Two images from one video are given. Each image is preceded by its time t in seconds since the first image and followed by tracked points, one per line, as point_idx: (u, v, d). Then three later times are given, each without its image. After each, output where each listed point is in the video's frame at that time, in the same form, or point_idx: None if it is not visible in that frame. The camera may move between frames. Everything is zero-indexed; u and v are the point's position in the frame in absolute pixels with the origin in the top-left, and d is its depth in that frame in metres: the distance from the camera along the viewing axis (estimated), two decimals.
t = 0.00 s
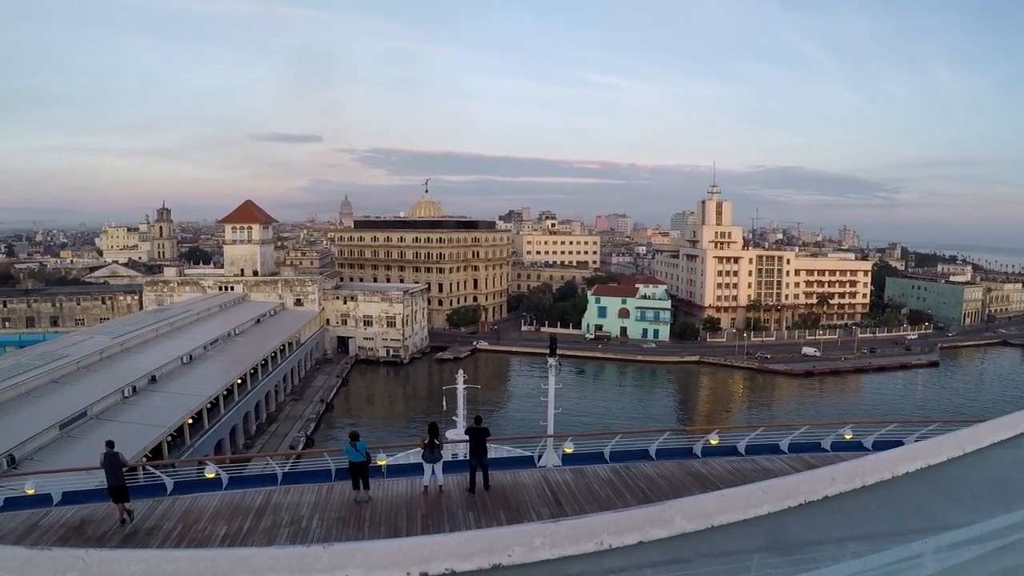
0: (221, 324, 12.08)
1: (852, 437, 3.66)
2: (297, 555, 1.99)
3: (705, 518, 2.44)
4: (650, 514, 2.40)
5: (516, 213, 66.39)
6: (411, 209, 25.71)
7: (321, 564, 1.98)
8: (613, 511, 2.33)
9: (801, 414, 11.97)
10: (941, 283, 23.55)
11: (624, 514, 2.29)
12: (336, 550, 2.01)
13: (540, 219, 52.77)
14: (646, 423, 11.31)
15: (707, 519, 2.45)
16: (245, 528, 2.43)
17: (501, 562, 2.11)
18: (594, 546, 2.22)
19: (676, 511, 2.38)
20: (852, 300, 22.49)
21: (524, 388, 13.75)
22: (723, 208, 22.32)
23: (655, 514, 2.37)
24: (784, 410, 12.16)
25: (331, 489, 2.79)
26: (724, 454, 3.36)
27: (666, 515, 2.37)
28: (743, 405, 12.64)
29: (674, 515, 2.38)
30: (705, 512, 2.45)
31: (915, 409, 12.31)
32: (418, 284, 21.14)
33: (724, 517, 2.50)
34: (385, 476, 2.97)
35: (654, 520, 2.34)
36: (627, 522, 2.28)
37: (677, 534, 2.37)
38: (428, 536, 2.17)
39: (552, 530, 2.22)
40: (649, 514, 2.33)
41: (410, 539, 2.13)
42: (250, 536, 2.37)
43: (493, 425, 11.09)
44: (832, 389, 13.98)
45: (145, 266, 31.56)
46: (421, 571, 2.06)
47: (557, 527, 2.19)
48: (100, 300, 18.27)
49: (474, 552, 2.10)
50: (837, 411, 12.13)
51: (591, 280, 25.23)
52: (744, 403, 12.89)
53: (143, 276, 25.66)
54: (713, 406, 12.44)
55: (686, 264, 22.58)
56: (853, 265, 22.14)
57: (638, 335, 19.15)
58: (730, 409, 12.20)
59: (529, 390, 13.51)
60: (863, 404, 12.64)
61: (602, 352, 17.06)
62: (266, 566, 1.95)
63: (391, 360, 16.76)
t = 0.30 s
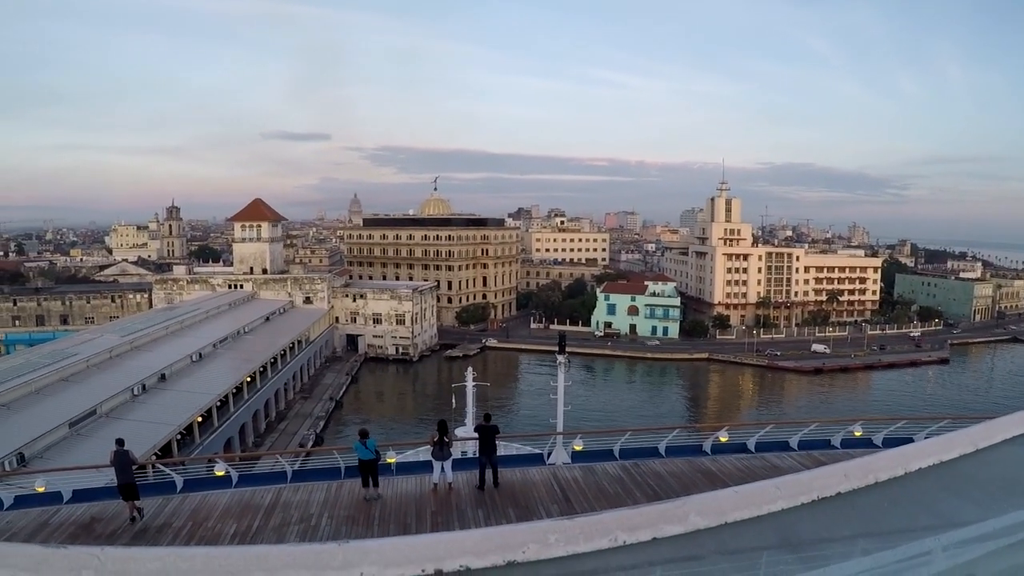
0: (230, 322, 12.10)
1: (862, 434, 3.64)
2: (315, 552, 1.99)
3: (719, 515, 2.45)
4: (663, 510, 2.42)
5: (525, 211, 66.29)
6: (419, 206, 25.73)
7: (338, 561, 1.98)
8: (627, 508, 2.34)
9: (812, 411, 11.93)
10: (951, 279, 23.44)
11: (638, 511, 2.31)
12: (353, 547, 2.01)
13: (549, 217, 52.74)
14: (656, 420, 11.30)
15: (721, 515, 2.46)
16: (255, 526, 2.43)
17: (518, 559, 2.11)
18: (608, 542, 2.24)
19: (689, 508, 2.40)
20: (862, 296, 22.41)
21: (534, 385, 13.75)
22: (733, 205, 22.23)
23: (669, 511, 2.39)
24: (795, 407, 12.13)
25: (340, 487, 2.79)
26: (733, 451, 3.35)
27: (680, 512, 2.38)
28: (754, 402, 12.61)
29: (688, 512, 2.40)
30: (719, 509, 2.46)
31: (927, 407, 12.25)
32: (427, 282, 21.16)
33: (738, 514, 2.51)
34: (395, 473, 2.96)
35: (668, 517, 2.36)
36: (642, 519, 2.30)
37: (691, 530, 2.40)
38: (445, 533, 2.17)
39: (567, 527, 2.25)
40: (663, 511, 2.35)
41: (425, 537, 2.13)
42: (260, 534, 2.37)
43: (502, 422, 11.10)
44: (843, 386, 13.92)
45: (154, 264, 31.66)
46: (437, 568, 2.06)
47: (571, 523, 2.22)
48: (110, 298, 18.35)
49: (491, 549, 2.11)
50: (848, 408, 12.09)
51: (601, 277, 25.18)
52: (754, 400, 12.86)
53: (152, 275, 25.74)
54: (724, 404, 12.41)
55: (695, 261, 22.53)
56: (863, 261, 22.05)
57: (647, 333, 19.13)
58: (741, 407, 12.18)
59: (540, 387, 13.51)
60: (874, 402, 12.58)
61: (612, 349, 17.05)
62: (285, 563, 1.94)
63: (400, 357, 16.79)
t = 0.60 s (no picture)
0: (239, 319, 12.14)
1: (869, 433, 3.63)
2: (320, 545, 2.08)
3: (726, 510, 2.47)
4: (672, 504, 2.44)
5: (534, 209, 66.24)
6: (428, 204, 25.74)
7: (342, 555, 2.07)
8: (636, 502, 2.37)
9: (820, 410, 11.89)
10: (960, 278, 23.36)
11: (645, 506, 2.33)
12: (357, 541, 2.08)
13: (558, 215, 52.77)
14: (664, 418, 11.29)
15: (728, 510, 2.48)
16: (263, 523, 2.44)
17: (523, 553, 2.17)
18: (614, 537, 2.28)
19: (696, 503, 2.42)
20: (870, 295, 22.34)
21: (543, 383, 13.76)
22: (741, 202, 22.17)
23: (676, 505, 2.41)
24: (803, 406, 12.10)
25: (348, 484, 2.79)
26: (740, 450, 3.35)
27: (688, 506, 2.41)
28: (761, 400, 12.59)
29: (695, 507, 2.42)
30: (726, 504, 2.48)
31: (935, 406, 12.22)
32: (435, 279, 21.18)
33: (744, 509, 2.53)
34: (403, 471, 2.96)
35: (675, 511, 2.38)
36: (648, 514, 2.33)
37: (698, 525, 2.42)
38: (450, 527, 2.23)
39: (574, 521, 2.27)
40: (671, 506, 2.37)
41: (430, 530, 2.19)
42: (268, 531, 2.38)
43: (510, 420, 11.11)
44: (851, 385, 13.88)
45: (163, 261, 31.75)
46: (442, 561, 2.12)
47: (578, 517, 2.24)
48: (119, 296, 18.42)
49: (495, 543, 2.17)
50: (858, 406, 12.06)
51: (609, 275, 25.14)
52: (763, 399, 12.84)
53: (161, 272, 25.82)
54: (732, 402, 12.39)
55: (703, 259, 22.48)
56: (872, 260, 21.97)
57: (656, 331, 19.11)
58: (748, 405, 12.17)
59: (548, 385, 13.52)
60: (883, 400, 12.54)
61: (621, 347, 17.04)
62: (289, 557, 2.05)
63: (408, 354, 16.80)
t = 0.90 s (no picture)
0: (247, 317, 12.17)
1: (878, 430, 3.61)
2: (327, 538, 2.10)
3: (733, 505, 2.48)
4: (679, 499, 2.45)
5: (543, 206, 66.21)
6: (435, 202, 25.73)
7: (347, 549, 2.09)
8: (643, 497, 2.38)
9: (829, 407, 11.85)
10: (969, 276, 23.25)
11: (653, 501, 2.35)
12: (362, 536, 2.10)
13: (566, 212, 52.79)
14: (674, 416, 11.26)
15: (735, 505, 2.49)
16: (271, 520, 2.44)
17: (530, 547, 2.19)
18: (621, 532, 2.28)
19: (704, 498, 2.43)
20: (879, 292, 22.23)
21: (551, 380, 13.75)
22: (749, 200, 22.09)
23: (684, 500, 2.42)
24: (812, 403, 12.07)
25: (356, 482, 2.80)
26: (749, 447, 3.34)
27: (695, 501, 2.42)
28: (769, 398, 12.57)
29: (702, 502, 2.43)
30: (733, 499, 2.49)
31: (944, 403, 12.16)
32: (443, 277, 21.18)
33: (752, 505, 2.54)
34: (411, 468, 2.96)
35: (682, 506, 2.40)
36: (655, 509, 2.34)
37: (705, 520, 2.43)
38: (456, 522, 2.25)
39: (581, 517, 2.28)
40: (678, 501, 2.39)
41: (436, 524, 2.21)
42: (276, 528, 2.39)
43: (518, 417, 11.12)
44: (859, 383, 13.84)
45: (171, 260, 31.84)
46: (448, 556, 2.14)
47: (586, 512, 2.25)
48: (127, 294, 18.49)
49: (501, 537, 2.18)
50: (867, 404, 12.02)
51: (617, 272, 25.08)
52: (772, 396, 12.80)
53: (169, 270, 25.93)
54: (740, 400, 12.37)
55: (711, 256, 22.41)
56: (880, 257, 21.86)
57: (664, 328, 19.07)
58: (756, 402, 12.15)
59: (556, 382, 13.52)
60: (892, 398, 12.49)
61: (628, 345, 17.01)
62: (294, 550, 2.07)
63: (416, 352, 16.80)
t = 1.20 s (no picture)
0: (256, 316, 12.21)
1: (888, 430, 3.59)
2: (339, 534, 2.12)
3: (744, 503, 2.48)
4: (690, 497, 2.46)
5: (552, 204, 66.13)
6: (445, 200, 25.74)
7: (360, 545, 2.10)
8: (655, 495, 2.39)
9: (839, 406, 11.81)
10: (979, 274, 23.10)
11: (664, 499, 2.35)
12: (375, 533, 2.12)
13: (575, 210, 52.78)
14: (684, 415, 11.22)
15: (746, 503, 2.49)
16: (280, 518, 2.45)
17: (542, 544, 2.19)
18: (633, 529, 2.29)
19: (715, 495, 2.43)
20: (889, 291, 22.10)
21: (560, 379, 13.74)
22: (759, 198, 21.99)
23: (696, 497, 2.42)
24: (822, 402, 12.03)
25: (365, 480, 2.80)
26: (759, 446, 3.33)
27: (706, 499, 2.42)
28: (779, 396, 12.53)
29: (713, 500, 2.43)
30: (745, 497, 2.49)
31: (955, 403, 12.09)
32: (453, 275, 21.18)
33: (764, 502, 2.54)
34: (420, 466, 2.97)
35: (694, 504, 2.40)
36: (667, 506, 2.34)
37: (716, 518, 2.42)
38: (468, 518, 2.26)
39: (593, 515, 2.28)
40: (690, 499, 2.39)
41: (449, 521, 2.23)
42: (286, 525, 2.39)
43: (527, 416, 11.12)
44: (869, 382, 13.76)
45: (181, 258, 31.97)
46: (461, 553, 2.16)
47: (597, 510, 2.25)
48: (137, 292, 18.58)
49: (513, 535, 2.18)
50: (877, 403, 11.97)
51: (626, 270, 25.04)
52: (782, 395, 12.77)
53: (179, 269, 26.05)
54: (750, 399, 12.33)
55: (721, 254, 22.35)
56: (891, 255, 21.73)
57: (673, 327, 19.04)
58: (765, 401, 12.11)
59: (566, 381, 13.51)
60: (904, 397, 12.43)
61: (638, 343, 16.99)
62: (306, 546, 2.10)
63: (426, 351, 16.79)
